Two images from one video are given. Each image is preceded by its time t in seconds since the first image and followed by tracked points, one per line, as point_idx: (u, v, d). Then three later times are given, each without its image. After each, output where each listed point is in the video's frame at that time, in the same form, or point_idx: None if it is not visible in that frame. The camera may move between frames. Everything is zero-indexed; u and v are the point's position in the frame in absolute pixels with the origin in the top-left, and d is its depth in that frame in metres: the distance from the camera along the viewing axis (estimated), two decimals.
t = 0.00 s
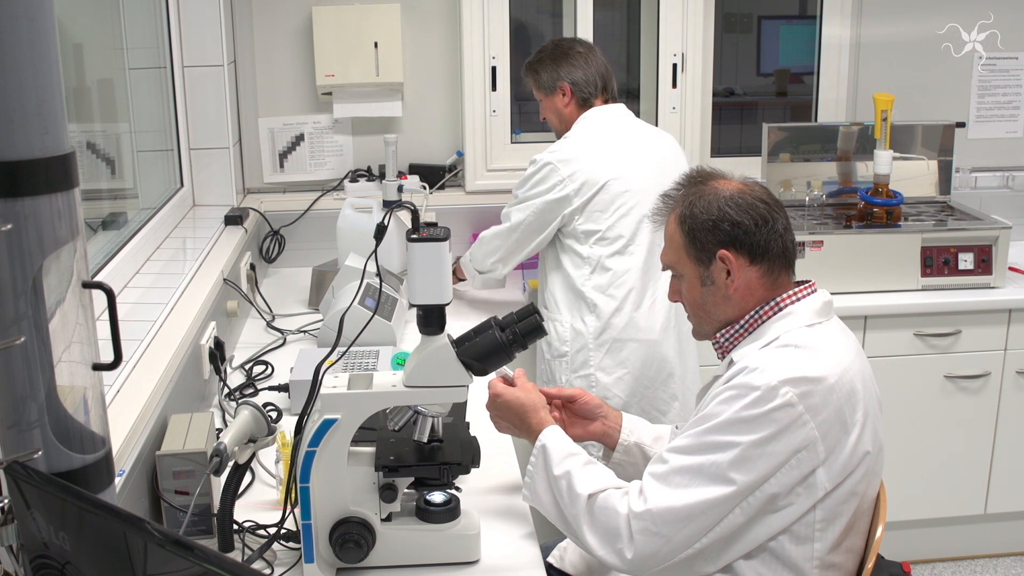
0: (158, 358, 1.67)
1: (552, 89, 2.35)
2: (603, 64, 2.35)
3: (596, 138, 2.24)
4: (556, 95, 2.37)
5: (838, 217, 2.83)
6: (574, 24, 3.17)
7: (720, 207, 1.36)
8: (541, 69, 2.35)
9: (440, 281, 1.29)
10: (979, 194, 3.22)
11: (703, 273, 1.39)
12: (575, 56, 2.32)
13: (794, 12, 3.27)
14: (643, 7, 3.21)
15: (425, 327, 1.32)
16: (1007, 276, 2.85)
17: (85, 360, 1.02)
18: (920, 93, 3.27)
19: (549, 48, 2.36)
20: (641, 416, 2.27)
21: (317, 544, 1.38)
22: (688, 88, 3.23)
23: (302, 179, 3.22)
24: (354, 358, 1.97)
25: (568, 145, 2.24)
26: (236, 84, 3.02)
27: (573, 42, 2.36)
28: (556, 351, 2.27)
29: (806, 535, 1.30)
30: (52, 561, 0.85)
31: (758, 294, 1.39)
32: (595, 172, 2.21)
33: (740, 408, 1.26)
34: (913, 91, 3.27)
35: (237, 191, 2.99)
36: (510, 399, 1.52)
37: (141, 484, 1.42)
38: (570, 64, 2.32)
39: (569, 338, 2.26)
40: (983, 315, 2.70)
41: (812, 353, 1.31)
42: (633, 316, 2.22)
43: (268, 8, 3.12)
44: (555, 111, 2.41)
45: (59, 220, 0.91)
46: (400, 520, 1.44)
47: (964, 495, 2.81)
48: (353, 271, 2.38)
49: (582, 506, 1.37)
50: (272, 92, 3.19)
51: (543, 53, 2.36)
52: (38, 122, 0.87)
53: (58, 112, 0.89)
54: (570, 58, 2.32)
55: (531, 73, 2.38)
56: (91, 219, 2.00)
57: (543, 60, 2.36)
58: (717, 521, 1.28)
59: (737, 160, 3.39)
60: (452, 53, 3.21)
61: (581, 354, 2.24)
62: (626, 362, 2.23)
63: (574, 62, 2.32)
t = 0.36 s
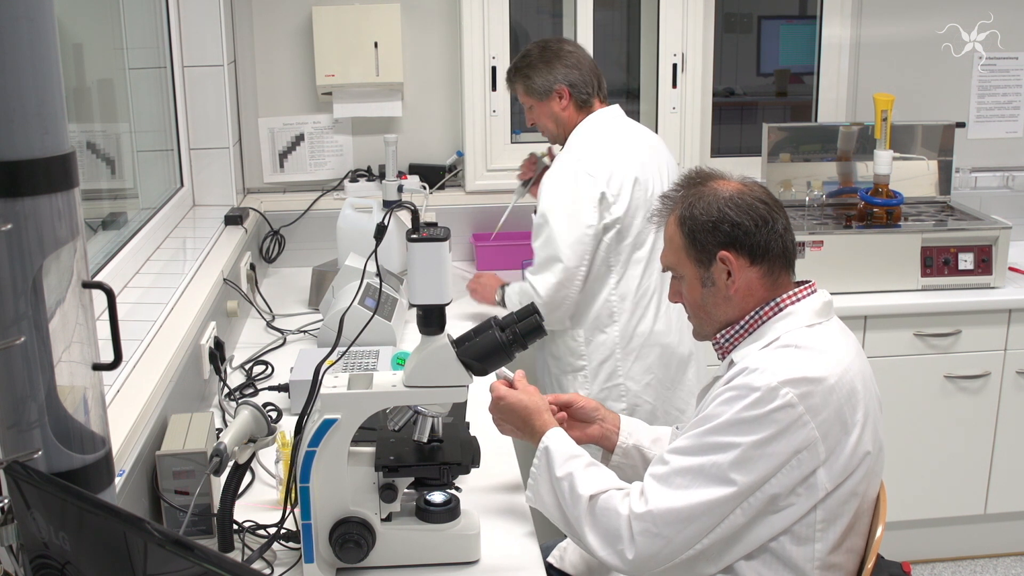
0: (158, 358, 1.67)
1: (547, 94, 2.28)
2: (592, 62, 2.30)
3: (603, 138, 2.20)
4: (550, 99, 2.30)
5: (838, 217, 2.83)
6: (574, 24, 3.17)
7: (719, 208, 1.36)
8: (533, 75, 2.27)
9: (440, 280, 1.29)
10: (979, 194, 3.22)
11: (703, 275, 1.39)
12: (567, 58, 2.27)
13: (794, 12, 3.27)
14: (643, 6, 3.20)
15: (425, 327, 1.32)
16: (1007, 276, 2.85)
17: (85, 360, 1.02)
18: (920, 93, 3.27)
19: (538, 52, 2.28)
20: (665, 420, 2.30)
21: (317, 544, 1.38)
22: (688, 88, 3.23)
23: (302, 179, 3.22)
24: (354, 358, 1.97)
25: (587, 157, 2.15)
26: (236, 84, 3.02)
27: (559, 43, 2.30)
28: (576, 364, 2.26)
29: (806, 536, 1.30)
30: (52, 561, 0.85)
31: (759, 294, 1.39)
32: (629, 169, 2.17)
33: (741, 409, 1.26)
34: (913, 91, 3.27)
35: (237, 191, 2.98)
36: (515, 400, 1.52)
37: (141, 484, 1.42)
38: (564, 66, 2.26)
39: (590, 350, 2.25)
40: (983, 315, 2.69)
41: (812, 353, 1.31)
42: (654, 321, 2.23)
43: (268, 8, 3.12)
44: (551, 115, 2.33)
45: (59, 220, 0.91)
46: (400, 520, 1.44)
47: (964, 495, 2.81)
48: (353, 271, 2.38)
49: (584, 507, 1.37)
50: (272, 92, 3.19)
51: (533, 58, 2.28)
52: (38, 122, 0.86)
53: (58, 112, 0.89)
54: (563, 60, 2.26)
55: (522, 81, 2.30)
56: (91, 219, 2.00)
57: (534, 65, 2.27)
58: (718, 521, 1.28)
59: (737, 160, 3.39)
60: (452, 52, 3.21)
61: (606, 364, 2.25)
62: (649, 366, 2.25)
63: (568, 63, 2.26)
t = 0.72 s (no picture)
0: (158, 358, 1.66)
1: (531, 111, 2.18)
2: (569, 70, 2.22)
3: (606, 151, 2.17)
4: (534, 117, 2.21)
5: (838, 217, 2.83)
6: (574, 24, 3.17)
7: (719, 208, 1.36)
8: (515, 93, 2.16)
9: (440, 280, 1.29)
10: (979, 194, 3.23)
11: (703, 276, 1.39)
12: (546, 71, 2.18)
13: (794, 13, 3.28)
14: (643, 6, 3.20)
15: (425, 327, 1.32)
16: (1007, 276, 2.85)
17: (85, 360, 1.02)
18: (920, 93, 3.27)
19: (515, 69, 2.18)
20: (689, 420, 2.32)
21: (317, 544, 1.38)
22: (688, 88, 3.23)
23: (302, 179, 3.22)
24: (354, 358, 1.96)
25: (601, 173, 2.11)
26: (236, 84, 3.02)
27: (534, 55, 2.20)
28: (609, 386, 2.21)
29: (807, 536, 1.30)
30: (53, 561, 0.85)
31: (759, 294, 1.39)
32: (640, 181, 2.16)
33: (741, 409, 1.26)
34: (913, 90, 3.27)
35: (237, 191, 2.98)
36: (521, 398, 1.52)
37: (141, 484, 1.42)
38: (545, 80, 2.17)
39: (624, 369, 2.21)
40: (983, 315, 2.69)
41: (812, 353, 1.31)
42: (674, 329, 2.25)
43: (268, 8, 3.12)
44: (537, 132, 2.24)
45: (59, 220, 0.91)
46: (400, 520, 1.44)
47: (964, 495, 2.81)
48: (353, 271, 2.38)
49: (586, 507, 1.37)
50: (272, 92, 3.19)
51: (511, 76, 2.18)
52: (37, 122, 0.86)
53: (58, 113, 0.89)
54: (544, 74, 2.17)
55: (503, 102, 2.19)
56: (91, 219, 2.00)
57: (514, 84, 2.17)
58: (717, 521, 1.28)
59: (737, 161, 3.39)
60: (452, 52, 3.21)
61: (637, 377, 2.22)
62: (673, 368, 2.26)
63: (548, 77, 2.17)
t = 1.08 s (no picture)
0: (158, 358, 1.66)
1: (513, 123, 2.18)
2: (547, 79, 2.23)
3: (598, 162, 2.17)
4: (516, 129, 2.21)
5: (838, 217, 2.83)
6: (574, 24, 3.17)
7: (719, 209, 1.35)
8: (495, 107, 2.16)
9: (439, 281, 1.29)
10: (979, 194, 3.23)
11: (702, 276, 1.38)
12: (525, 81, 2.18)
13: (794, 13, 3.27)
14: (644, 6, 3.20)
15: (425, 327, 1.32)
16: (1007, 276, 2.85)
17: (85, 360, 1.02)
18: (920, 93, 3.27)
19: (494, 83, 2.18)
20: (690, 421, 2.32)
21: (317, 544, 1.38)
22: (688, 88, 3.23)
23: (302, 179, 3.22)
24: (354, 358, 1.96)
25: (595, 185, 2.11)
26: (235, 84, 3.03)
27: (512, 67, 2.20)
28: (608, 395, 2.22)
29: (807, 537, 1.30)
30: (52, 561, 0.85)
31: (756, 295, 1.39)
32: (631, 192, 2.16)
33: (740, 411, 1.26)
34: (913, 90, 3.26)
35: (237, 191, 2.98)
36: (523, 406, 1.51)
37: (141, 484, 1.42)
38: (524, 91, 2.17)
39: (621, 378, 2.21)
40: (983, 315, 2.69)
41: (810, 353, 1.31)
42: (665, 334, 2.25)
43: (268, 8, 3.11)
44: (520, 144, 2.25)
45: (59, 220, 0.91)
46: (400, 520, 1.44)
47: (965, 495, 2.81)
48: (353, 272, 2.38)
49: (587, 515, 1.37)
50: (272, 91, 3.19)
51: (490, 90, 2.17)
52: (37, 122, 0.86)
53: (59, 113, 0.89)
54: (523, 85, 2.17)
55: (483, 116, 2.19)
56: (91, 219, 2.00)
57: (494, 97, 2.16)
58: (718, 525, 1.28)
59: (737, 160, 3.39)
60: (452, 52, 3.20)
61: (636, 383, 2.23)
62: (671, 372, 2.26)
63: (527, 88, 2.17)
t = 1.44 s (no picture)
0: (158, 359, 1.66)
1: (506, 126, 2.19)
2: (539, 80, 2.23)
3: (595, 164, 2.17)
4: (509, 132, 2.21)
5: (838, 217, 2.83)
6: (574, 24, 3.17)
7: (692, 215, 1.32)
8: (486, 110, 2.16)
9: (440, 281, 1.29)
10: (979, 194, 3.24)
11: (670, 284, 1.36)
12: (516, 84, 2.18)
13: (794, 12, 3.27)
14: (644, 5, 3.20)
15: (425, 327, 1.32)
16: (1007, 276, 2.85)
17: (85, 360, 1.02)
18: (920, 93, 3.27)
19: (485, 87, 2.18)
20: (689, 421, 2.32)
21: (317, 544, 1.38)
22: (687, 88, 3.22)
23: (303, 179, 3.22)
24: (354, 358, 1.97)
25: (592, 188, 2.11)
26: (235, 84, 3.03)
27: (503, 70, 2.20)
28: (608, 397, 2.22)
29: (795, 538, 1.32)
30: (53, 561, 0.85)
31: (720, 302, 1.39)
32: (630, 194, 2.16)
33: (717, 441, 1.26)
34: (913, 90, 3.27)
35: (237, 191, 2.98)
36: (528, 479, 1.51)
37: (141, 484, 1.42)
38: (516, 94, 2.17)
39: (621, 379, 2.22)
40: (983, 315, 2.69)
41: (776, 361, 1.33)
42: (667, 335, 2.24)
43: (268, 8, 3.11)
44: (514, 146, 2.25)
45: (59, 220, 0.91)
46: (400, 520, 1.44)
47: (965, 495, 2.81)
48: (353, 272, 2.38)
49: None
50: (272, 91, 3.19)
51: (481, 94, 2.17)
52: (37, 122, 0.86)
53: (59, 113, 0.89)
54: (514, 87, 2.17)
55: (476, 121, 2.19)
56: (91, 219, 2.00)
57: (485, 101, 2.16)
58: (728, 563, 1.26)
59: (737, 160, 3.39)
60: (452, 52, 3.20)
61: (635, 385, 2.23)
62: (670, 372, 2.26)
63: (519, 90, 2.17)
